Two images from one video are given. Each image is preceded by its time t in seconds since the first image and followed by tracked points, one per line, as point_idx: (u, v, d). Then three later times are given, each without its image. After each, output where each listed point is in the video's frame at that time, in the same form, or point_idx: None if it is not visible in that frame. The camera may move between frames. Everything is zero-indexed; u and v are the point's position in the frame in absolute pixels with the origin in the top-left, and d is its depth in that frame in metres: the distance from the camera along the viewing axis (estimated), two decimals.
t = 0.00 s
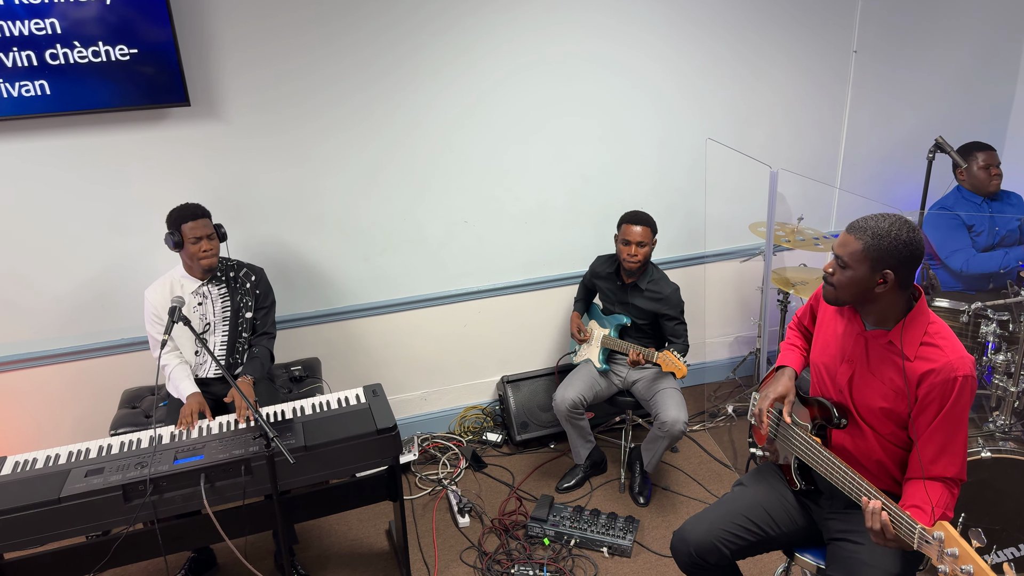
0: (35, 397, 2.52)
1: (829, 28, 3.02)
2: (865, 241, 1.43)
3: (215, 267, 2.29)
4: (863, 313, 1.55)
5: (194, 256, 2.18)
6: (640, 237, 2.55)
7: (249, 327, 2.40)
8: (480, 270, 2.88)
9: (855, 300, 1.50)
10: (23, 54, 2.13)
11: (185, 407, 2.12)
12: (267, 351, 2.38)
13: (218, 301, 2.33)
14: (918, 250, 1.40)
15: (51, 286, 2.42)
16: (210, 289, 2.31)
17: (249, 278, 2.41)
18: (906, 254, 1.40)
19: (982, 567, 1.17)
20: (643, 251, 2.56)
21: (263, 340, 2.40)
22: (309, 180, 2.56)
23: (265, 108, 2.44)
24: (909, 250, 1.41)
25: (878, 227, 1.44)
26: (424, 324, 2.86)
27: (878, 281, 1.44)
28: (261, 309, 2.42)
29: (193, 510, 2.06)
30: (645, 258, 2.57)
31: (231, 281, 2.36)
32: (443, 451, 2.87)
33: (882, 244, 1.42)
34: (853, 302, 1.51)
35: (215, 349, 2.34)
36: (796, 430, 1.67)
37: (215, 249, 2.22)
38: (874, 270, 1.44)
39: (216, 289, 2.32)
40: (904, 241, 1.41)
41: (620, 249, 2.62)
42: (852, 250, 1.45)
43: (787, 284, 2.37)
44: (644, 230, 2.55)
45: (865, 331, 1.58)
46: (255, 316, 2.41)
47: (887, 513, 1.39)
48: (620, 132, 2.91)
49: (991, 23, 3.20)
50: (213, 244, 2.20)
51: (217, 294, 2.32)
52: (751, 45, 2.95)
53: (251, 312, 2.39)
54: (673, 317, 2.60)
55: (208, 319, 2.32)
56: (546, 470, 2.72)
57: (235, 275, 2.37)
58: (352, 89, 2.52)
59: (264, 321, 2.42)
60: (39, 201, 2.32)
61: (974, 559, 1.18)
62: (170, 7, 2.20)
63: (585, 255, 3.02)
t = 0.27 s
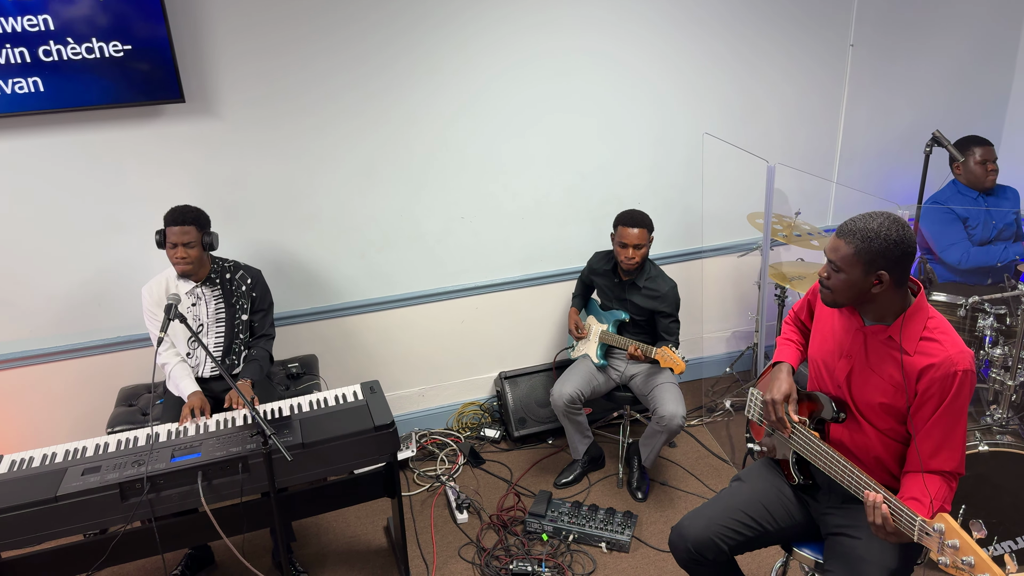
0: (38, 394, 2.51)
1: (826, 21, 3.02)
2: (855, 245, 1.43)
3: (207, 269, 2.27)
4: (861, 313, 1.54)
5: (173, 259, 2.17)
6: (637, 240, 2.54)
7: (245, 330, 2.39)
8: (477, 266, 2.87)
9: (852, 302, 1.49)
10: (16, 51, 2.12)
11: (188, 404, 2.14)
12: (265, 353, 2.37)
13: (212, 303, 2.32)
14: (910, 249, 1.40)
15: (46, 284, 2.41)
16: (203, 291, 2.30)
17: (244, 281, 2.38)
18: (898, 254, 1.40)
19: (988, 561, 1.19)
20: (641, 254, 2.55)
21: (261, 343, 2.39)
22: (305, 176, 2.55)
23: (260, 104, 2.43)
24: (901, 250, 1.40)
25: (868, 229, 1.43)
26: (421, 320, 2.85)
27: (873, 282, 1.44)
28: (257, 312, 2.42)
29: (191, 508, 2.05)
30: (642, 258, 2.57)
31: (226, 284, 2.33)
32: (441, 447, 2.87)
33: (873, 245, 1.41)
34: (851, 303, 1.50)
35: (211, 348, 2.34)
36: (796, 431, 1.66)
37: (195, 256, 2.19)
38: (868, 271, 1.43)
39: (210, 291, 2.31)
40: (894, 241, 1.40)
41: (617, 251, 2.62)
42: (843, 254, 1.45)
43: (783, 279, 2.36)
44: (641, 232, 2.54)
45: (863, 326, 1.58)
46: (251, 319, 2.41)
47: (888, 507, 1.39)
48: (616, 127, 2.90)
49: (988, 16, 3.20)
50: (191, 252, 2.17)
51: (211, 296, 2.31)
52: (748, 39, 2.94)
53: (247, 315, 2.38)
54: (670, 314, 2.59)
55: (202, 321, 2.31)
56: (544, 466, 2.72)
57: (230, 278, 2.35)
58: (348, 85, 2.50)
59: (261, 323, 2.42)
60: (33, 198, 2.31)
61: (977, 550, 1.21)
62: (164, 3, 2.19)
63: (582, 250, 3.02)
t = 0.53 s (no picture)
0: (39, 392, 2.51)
1: (824, 17, 3.02)
2: (856, 241, 1.43)
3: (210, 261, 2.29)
4: (860, 308, 1.55)
5: (183, 246, 2.18)
6: (638, 232, 2.54)
7: (246, 320, 2.39)
8: (476, 263, 2.88)
9: (854, 298, 1.50)
10: (14, 50, 2.11)
11: (188, 403, 2.13)
12: (264, 344, 2.39)
13: (214, 296, 2.32)
14: (910, 242, 1.40)
15: (45, 283, 2.41)
16: (206, 283, 2.30)
17: (245, 271, 2.40)
18: (899, 249, 1.40)
19: (982, 559, 1.18)
20: (641, 246, 2.56)
21: (261, 333, 2.40)
22: (303, 175, 2.55)
23: (259, 103, 2.43)
24: (901, 244, 1.40)
25: (867, 224, 1.44)
26: (420, 318, 2.86)
27: (874, 277, 1.44)
28: (257, 301, 2.42)
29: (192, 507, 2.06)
30: (642, 250, 2.58)
31: (227, 274, 2.35)
32: (441, 444, 2.88)
33: (873, 241, 1.41)
34: (853, 299, 1.51)
35: (212, 342, 2.34)
36: (793, 424, 1.67)
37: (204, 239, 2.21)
38: (869, 267, 1.43)
39: (212, 283, 2.31)
40: (894, 235, 1.40)
41: (618, 245, 2.62)
42: (843, 250, 1.45)
43: (783, 275, 2.41)
44: (642, 224, 2.55)
45: (862, 322, 1.58)
46: (252, 308, 2.41)
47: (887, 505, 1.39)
48: (615, 124, 2.91)
49: (986, 11, 3.20)
50: (202, 234, 2.20)
51: (214, 289, 2.31)
52: (746, 36, 2.94)
53: (248, 304, 2.38)
54: (670, 310, 2.60)
55: (205, 313, 2.31)
56: (544, 462, 2.73)
57: (230, 269, 2.36)
58: (346, 83, 2.50)
59: (261, 313, 2.42)
60: (32, 197, 2.31)
61: (971, 549, 1.20)
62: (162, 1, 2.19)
63: (581, 247, 3.02)
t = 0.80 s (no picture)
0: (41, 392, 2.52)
1: (820, 16, 3.03)
2: (845, 246, 1.44)
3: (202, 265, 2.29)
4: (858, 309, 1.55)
5: (166, 252, 2.17)
6: (634, 235, 2.55)
7: (240, 331, 2.37)
8: (474, 262, 2.88)
9: (849, 301, 1.50)
10: (10, 49, 2.11)
11: (184, 395, 2.17)
12: (261, 355, 2.34)
13: (205, 304, 2.32)
14: (899, 243, 1.41)
15: (42, 282, 2.41)
16: (198, 290, 2.31)
17: (239, 282, 2.37)
18: (887, 250, 1.41)
19: (977, 552, 1.19)
20: (639, 249, 2.57)
21: (256, 344, 2.36)
22: (300, 173, 2.55)
23: (256, 102, 2.43)
24: (890, 246, 1.41)
25: (855, 228, 1.44)
26: (418, 316, 2.86)
27: (867, 279, 1.45)
28: (250, 314, 2.39)
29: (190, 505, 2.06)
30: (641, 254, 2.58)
31: (219, 283, 2.33)
32: (439, 442, 2.89)
33: (861, 244, 1.42)
34: (849, 302, 1.51)
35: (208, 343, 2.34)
36: (790, 422, 1.67)
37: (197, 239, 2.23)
38: (860, 270, 1.44)
39: (204, 290, 2.31)
40: (881, 238, 1.41)
41: (616, 246, 2.63)
42: (833, 256, 1.46)
43: (779, 274, 2.36)
44: (638, 229, 2.55)
45: (859, 322, 1.59)
46: (245, 320, 2.39)
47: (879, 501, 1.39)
48: (612, 123, 2.91)
49: (981, 10, 3.21)
50: (185, 244, 2.18)
51: (205, 296, 2.31)
52: (742, 34, 2.95)
53: (240, 315, 2.36)
54: (667, 310, 2.61)
55: (195, 320, 2.31)
56: (542, 460, 2.74)
57: (225, 278, 2.34)
58: (343, 81, 2.51)
59: (256, 326, 2.39)
60: (29, 196, 2.31)
61: (967, 542, 1.21)
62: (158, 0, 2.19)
63: (578, 246, 3.03)
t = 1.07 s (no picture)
0: (37, 391, 2.52)
1: (817, 16, 3.03)
2: (840, 243, 1.45)
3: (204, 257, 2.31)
4: (856, 308, 1.56)
5: (171, 240, 2.19)
6: (633, 231, 2.56)
7: (239, 329, 2.38)
8: (472, 261, 2.89)
9: (847, 298, 1.51)
10: (8, 49, 2.12)
11: (179, 400, 2.14)
12: (262, 345, 2.37)
13: (208, 294, 2.33)
14: (894, 240, 1.41)
15: (40, 282, 2.41)
16: (200, 281, 2.31)
17: (240, 271, 2.39)
18: (882, 247, 1.42)
19: (969, 554, 1.19)
20: (636, 244, 2.58)
21: (257, 334, 2.38)
22: (298, 173, 2.56)
23: (253, 102, 2.44)
24: (885, 243, 1.42)
25: (849, 225, 1.45)
26: (416, 316, 2.87)
27: (863, 277, 1.46)
28: (253, 301, 2.41)
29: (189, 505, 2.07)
30: (638, 249, 2.59)
31: (221, 273, 2.35)
32: (437, 442, 2.89)
33: (856, 242, 1.43)
34: (847, 300, 1.52)
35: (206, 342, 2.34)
36: (786, 421, 1.68)
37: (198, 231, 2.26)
38: (856, 267, 1.45)
39: (206, 280, 2.32)
40: (876, 235, 1.42)
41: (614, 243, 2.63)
42: (829, 253, 1.47)
43: (776, 272, 2.40)
44: (637, 223, 2.56)
45: (856, 320, 1.59)
46: (248, 308, 2.40)
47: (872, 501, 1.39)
48: (609, 122, 2.92)
49: (977, 10, 3.22)
50: (192, 230, 2.21)
51: (208, 287, 2.32)
52: (738, 35, 2.96)
53: (243, 304, 2.38)
54: (663, 309, 2.61)
55: (198, 311, 2.32)
56: (540, 459, 2.75)
57: (225, 267, 2.36)
58: (341, 81, 2.51)
59: (257, 314, 2.41)
60: (27, 197, 2.31)
61: (958, 543, 1.21)
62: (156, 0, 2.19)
63: (576, 245, 3.04)
